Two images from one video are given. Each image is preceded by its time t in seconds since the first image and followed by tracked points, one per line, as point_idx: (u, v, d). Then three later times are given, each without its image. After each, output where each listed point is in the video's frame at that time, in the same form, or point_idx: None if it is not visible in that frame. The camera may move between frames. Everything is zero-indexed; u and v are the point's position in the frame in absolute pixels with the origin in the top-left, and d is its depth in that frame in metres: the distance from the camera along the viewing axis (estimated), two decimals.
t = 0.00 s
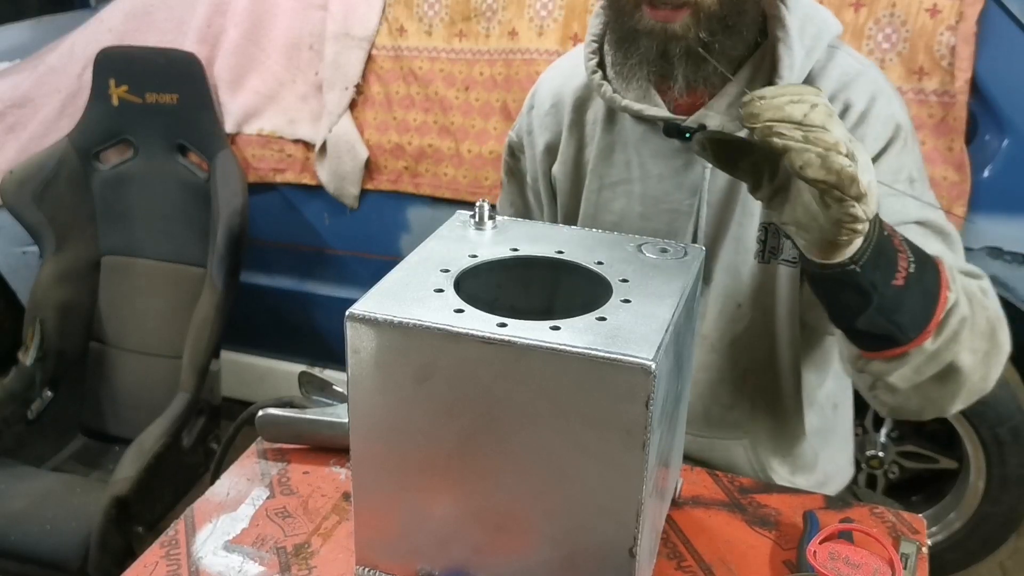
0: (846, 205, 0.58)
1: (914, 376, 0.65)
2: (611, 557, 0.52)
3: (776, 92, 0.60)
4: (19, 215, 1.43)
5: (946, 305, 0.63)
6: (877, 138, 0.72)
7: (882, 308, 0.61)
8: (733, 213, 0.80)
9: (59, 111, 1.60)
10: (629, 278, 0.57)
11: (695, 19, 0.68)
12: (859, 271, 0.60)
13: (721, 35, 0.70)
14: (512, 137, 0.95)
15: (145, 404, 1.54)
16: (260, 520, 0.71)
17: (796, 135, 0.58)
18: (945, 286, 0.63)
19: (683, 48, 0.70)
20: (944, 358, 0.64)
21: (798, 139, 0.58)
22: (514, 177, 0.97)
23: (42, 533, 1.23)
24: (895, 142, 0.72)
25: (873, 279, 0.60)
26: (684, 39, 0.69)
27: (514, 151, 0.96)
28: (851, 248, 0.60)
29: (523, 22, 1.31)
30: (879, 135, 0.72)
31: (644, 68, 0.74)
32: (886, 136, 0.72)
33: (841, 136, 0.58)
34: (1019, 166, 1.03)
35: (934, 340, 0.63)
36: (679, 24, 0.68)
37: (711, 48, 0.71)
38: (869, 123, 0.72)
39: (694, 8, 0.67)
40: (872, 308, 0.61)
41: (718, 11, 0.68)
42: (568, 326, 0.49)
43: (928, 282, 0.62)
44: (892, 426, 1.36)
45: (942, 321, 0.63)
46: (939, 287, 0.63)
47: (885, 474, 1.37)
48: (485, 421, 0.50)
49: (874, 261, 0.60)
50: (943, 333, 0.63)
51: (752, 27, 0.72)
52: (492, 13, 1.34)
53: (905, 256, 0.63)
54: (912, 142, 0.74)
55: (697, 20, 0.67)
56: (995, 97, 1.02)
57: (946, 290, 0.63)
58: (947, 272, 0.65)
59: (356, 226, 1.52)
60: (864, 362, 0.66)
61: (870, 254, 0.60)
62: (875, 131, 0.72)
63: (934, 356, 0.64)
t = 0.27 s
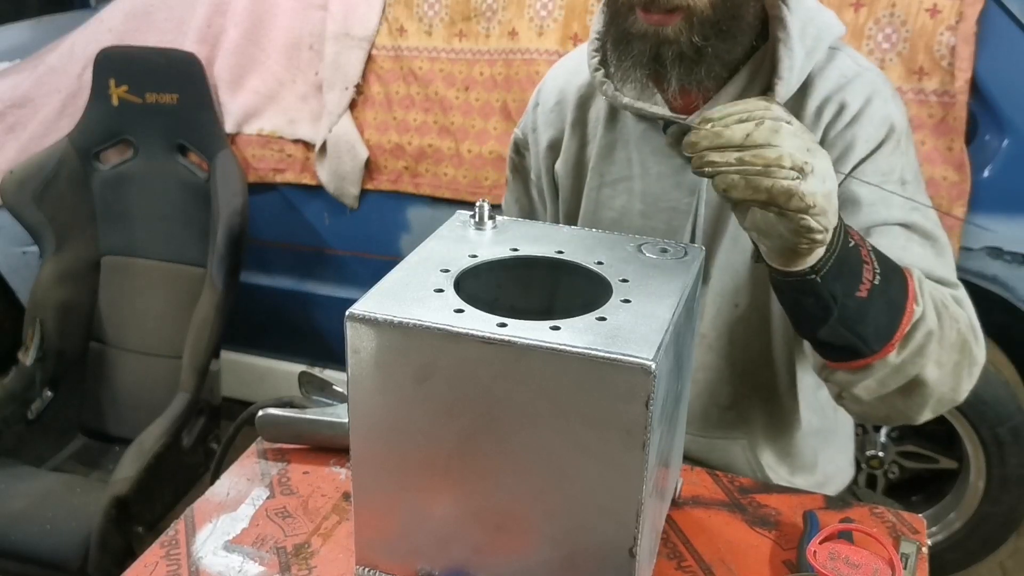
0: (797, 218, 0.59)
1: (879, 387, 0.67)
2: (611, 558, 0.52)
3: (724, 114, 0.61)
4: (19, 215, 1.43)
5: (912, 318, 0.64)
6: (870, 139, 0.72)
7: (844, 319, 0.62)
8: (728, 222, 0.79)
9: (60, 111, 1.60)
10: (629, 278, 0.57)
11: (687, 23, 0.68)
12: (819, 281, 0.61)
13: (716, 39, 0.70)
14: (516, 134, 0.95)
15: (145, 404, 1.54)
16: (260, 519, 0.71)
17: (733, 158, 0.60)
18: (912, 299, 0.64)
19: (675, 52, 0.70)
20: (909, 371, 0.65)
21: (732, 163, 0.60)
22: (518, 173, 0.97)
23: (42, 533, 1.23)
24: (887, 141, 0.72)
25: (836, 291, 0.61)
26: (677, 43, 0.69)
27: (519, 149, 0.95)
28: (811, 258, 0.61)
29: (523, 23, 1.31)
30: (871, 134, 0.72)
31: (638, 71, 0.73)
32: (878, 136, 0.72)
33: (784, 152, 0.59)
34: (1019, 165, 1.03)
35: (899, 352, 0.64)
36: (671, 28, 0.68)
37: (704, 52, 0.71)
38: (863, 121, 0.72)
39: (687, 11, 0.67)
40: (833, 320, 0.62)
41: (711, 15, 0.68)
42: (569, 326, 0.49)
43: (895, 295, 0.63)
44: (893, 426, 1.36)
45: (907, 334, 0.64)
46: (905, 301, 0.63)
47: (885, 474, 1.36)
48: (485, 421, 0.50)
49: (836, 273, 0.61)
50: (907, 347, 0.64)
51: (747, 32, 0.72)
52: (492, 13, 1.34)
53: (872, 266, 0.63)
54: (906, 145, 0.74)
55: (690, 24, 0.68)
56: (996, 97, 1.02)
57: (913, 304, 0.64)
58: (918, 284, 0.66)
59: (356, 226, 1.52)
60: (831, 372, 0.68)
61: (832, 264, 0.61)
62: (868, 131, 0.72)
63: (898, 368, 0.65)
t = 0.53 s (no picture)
0: (800, 264, 0.60)
1: (894, 400, 0.67)
2: (611, 557, 0.52)
3: (734, 159, 0.62)
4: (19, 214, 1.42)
5: (927, 339, 0.64)
6: (870, 140, 0.72)
7: (857, 345, 0.62)
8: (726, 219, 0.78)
9: (60, 111, 1.60)
10: (629, 278, 0.57)
11: (672, 22, 0.66)
12: (831, 315, 0.61)
13: (702, 36, 0.68)
14: (510, 139, 0.95)
15: (145, 404, 1.54)
16: (260, 519, 0.71)
17: (738, 208, 0.60)
18: (926, 320, 0.64)
19: (661, 50, 0.69)
20: (923, 386, 0.66)
21: (736, 210, 0.60)
22: (513, 180, 0.97)
23: (42, 533, 1.23)
24: (888, 141, 0.72)
25: (847, 322, 0.62)
26: (662, 41, 0.67)
27: (513, 154, 0.96)
28: (821, 294, 0.61)
29: (523, 22, 1.31)
30: (871, 136, 0.72)
31: (627, 68, 0.73)
32: (878, 137, 0.72)
33: (790, 201, 0.59)
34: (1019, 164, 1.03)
35: (913, 370, 0.65)
36: (656, 27, 0.66)
37: (691, 50, 0.69)
38: (862, 123, 0.72)
39: (670, 12, 0.65)
40: (846, 347, 0.62)
41: (695, 13, 0.66)
42: (569, 326, 0.49)
43: (908, 318, 0.63)
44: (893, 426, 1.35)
45: (922, 353, 0.64)
46: (919, 322, 0.63)
47: (885, 474, 1.36)
48: (485, 421, 0.50)
49: (846, 306, 0.61)
50: (922, 365, 0.65)
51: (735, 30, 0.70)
52: (492, 12, 1.34)
53: (886, 292, 0.63)
54: (905, 142, 0.74)
55: (675, 23, 0.66)
56: (996, 97, 1.02)
57: (928, 325, 0.64)
58: (932, 302, 0.65)
59: (356, 226, 1.52)
60: (844, 386, 0.68)
61: (842, 299, 0.61)
62: (868, 132, 0.72)
63: (912, 384, 0.66)
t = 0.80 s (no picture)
0: (806, 228, 0.60)
1: (897, 384, 0.66)
2: (611, 557, 0.52)
3: (734, 120, 0.62)
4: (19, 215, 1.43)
5: (930, 317, 0.64)
6: (850, 128, 0.72)
7: (863, 324, 0.62)
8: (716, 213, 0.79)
9: (60, 111, 1.60)
10: (629, 278, 0.57)
11: (672, 21, 0.67)
12: (836, 290, 0.61)
13: (700, 36, 0.69)
14: (501, 145, 0.95)
15: (145, 404, 1.54)
16: (260, 519, 0.71)
17: (739, 168, 0.61)
18: (929, 298, 0.64)
19: (662, 51, 0.69)
20: (927, 367, 0.65)
21: (737, 171, 0.61)
22: (506, 185, 0.98)
23: (42, 533, 1.23)
24: (869, 130, 0.72)
25: (853, 300, 0.61)
26: (663, 41, 0.68)
27: (505, 159, 0.96)
28: (827, 267, 0.61)
29: (523, 23, 1.31)
30: (851, 124, 0.72)
31: (624, 72, 0.73)
32: (859, 125, 0.72)
33: (792, 160, 0.59)
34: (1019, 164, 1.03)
35: (917, 350, 0.64)
36: (656, 27, 0.67)
37: (691, 50, 0.70)
38: (842, 112, 0.72)
39: (672, 10, 0.67)
40: (852, 325, 0.62)
41: (694, 13, 0.68)
42: (569, 326, 0.49)
43: (913, 296, 0.63)
44: (892, 426, 1.36)
45: (925, 332, 0.65)
46: (922, 300, 0.63)
47: (885, 474, 1.37)
48: (485, 421, 0.50)
49: (852, 282, 0.61)
50: (925, 344, 0.65)
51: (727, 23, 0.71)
52: (492, 13, 1.34)
53: (890, 269, 0.63)
54: (888, 133, 0.74)
55: (675, 22, 0.67)
56: (996, 96, 1.02)
57: (930, 302, 0.64)
58: (932, 281, 0.66)
59: (356, 226, 1.52)
60: (845, 372, 0.67)
61: (848, 273, 0.61)
62: (848, 120, 0.72)
63: (917, 365, 0.65)
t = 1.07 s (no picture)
0: (812, 234, 0.59)
1: (909, 380, 0.66)
2: (611, 557, 0.52)
3: (746, 118, 0.59)
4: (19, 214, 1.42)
5: (944, 315, 0.64)
6: (848, 123, 0.71)
7: (873, 323, 0.62)
8: (711, 212, 0.79)
9: (60, 111, 1.60)
10: (629, 277, 0.57)
11: (660, 21, 0.67)
12: (843, 291, 0.61)
13: (687, 36, 0.69)
14: (496, 149, 0.95)
15: (145, 404, 1.54)
16: (260, 519, 0.71)
17: (746, 170, 0.59)
18: (942, 296, 0.64)
19: (649, 50, 0.70)
20: (941, 364, 0.65)
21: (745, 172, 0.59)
22: (501, 189, 0.98)
23: (42, 533, 1.23)
24: (867, 125, 0.72)
25: (861, 301, 0.62)
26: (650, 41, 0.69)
27: (500, 164, 0.96)
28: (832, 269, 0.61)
29: (523, 22, 1.31)
30: (848, 119, 0.71)
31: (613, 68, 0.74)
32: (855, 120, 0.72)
33: (803, 164, 0.57)
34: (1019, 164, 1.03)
35: (930, 348, 0.64)
36: (643, 27, 0.67)
37: (677, 49, 0.70)
38: (838, 108, 0.72)
39: (658, 12, 0.66)
40: (863, 324, 0.62)
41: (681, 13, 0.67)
42: (569, 326, 0.49)
43: (926, 293, 0.63)
44: (893, 426, 1.36)
45: (938, 329, 0.64)
46: (934, 297, 0.63)
47: (885, 474, 1.37)
48: (484, 421, 0.50)
49: (860, 283, 0.61)
50: (938, 342, 0.64)
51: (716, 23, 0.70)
52: (492, 13, 1.34)
53: (903, 267, 0.63)
54: (884, 126, 0.73)
55: (662, 22, 0.67)
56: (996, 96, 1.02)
57: (943, 300, 0.64)
58: (947, 278, 0.66)
59: (356, 226, 1.52)
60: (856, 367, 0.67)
61: (855, 275, 0.61)
62: (844, 115, 0.71)
63: (931, 362, 0.65)
